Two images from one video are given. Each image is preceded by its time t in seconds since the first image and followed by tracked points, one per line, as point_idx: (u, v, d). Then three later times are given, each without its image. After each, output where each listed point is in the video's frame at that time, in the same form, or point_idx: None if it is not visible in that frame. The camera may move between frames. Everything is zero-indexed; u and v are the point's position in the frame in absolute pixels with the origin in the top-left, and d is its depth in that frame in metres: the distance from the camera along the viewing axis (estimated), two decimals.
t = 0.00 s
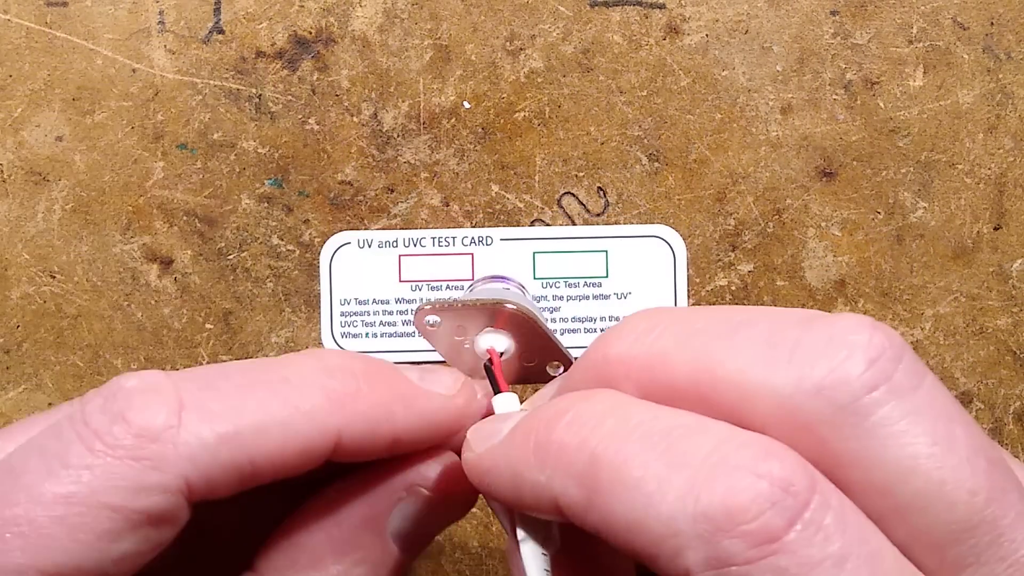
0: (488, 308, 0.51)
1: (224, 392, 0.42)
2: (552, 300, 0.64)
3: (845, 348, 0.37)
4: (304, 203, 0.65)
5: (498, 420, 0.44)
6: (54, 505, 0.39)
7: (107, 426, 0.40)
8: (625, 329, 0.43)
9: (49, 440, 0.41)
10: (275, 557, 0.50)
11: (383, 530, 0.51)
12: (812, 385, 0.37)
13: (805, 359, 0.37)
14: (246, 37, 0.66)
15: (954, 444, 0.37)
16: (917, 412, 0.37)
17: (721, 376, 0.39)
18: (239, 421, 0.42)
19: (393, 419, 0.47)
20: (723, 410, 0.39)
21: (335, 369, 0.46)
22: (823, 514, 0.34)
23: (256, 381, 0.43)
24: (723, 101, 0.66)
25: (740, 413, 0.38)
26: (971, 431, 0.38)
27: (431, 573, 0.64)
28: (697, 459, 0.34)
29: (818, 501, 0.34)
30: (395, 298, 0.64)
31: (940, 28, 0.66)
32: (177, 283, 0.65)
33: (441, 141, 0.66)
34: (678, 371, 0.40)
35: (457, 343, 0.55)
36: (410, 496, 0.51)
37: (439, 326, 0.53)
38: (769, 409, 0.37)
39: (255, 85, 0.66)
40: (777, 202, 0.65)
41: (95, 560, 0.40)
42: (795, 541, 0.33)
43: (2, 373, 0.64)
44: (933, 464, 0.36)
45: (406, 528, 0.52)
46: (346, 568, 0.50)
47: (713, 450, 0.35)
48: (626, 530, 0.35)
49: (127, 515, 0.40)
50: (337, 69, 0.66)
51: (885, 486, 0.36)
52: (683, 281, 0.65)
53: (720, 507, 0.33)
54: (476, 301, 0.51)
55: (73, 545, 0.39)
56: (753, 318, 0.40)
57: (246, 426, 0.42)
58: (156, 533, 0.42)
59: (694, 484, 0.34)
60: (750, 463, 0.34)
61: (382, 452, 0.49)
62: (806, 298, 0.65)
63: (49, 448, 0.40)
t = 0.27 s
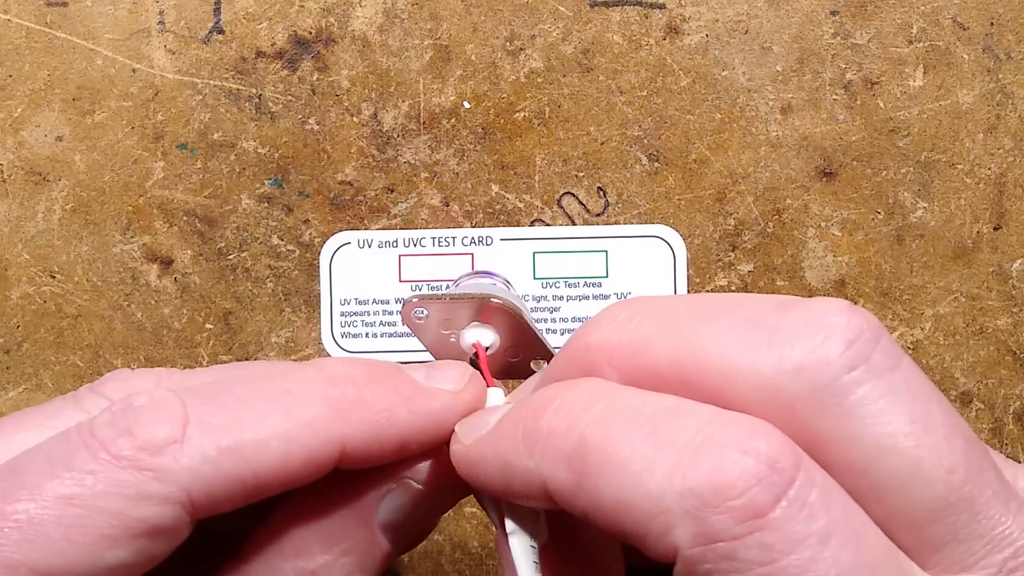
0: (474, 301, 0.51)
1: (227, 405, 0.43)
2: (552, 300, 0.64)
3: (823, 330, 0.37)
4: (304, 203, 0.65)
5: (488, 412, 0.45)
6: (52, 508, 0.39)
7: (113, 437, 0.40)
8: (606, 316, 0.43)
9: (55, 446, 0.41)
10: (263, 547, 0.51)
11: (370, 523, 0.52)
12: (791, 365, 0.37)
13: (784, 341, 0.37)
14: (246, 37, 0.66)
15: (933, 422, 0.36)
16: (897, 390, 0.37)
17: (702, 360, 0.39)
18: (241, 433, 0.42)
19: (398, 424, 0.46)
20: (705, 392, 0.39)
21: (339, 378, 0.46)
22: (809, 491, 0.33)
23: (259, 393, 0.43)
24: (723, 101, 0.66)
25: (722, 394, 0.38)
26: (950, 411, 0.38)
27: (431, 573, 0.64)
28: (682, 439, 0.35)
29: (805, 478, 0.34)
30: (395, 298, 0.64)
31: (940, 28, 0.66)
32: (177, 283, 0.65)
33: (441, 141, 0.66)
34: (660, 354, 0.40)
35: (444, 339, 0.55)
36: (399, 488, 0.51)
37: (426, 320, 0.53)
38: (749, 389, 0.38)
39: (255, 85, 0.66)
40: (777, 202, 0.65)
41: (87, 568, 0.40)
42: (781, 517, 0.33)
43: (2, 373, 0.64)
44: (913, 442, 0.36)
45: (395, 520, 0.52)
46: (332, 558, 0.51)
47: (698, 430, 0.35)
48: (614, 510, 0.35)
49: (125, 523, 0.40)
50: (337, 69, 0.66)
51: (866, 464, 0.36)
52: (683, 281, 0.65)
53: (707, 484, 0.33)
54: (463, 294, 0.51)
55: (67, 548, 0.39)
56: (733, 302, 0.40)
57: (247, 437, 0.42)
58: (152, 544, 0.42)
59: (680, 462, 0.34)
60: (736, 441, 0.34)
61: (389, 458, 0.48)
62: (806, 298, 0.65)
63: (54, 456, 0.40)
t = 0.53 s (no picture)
0: (448, 294, 0.52)
1: (217, 403, 0.43)
2: (551, 300, 0.64)
3: (814, 325, 0.37)
4: (304, 203, 0.65)
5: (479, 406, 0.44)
6: (41, 502, 0.39)
7: (102, 433, 0.40)
8: (597, 312, 0.43)
9: (44, 442, 0.41)
10: (256, 539, 0.50)
11: (365, 517, 0.52)
12: (782, 360, 0.37)
13: (775, 336, 0.37)
14: (246, 37, 0.66)
15: (924, 415, 0.37)
16: (888, 384, 0.37)
17: (692, 355, 0.39)
18: (230, 431, 0.42)
19: (387, 420, 0.47)
20: (697, 387, 0.39)
21: (328, 375, 0.46)
22: (801, 485, 0.33)
23: (249, 392, 0.44)
24: (723, 101, 0.66)
25: (714, 389, 0.38)
26: (940, 403, 0.38)
27: (431, 573, 0.64)
28: (673, 436, 0.35)
29: (796, 473, 0.34)
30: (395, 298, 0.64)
31: (940, 28, 0.66)
32: (177, 283, 0.65)
33: (441, 141, 0.66)
34: (652, 350, 0.40)
35: (422, 334, 0.55)
36: (394, 483, 0.52)
37: (403, 317, 0.53)
38: (741, 384, 0.37)
39: (255, 85, 0.66)
40: (777, 202, 0.65)
41: (75, 563, 0.40)
42: (773, 513, 0.33)
43: (2, 373, 0.64)
44: (905, 435, 0.36)
45: (388, 515, 0.53)
46: (326, 553, 0.51)
47: (689, 426, 0.35)
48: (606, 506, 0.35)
49: (114, 519, 0.40)
50: (338, 69, 0.66)
51: (858, 458, 0.36)
52: (683, 281, 0.65)
53: (697, 480, 0.33)
54: (437, 289, 0.52)
55: (56, 543, 0.39)
56: (724, 299, 0.40)
57: (237, 435, 0.42)
58: (140, 541, 0.42)
59: (672, 459, 0.34)
60: (727, 437, 0.34)
61: (379, 454, 0.48)
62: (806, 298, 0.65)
63: (43, 452, 0.40)
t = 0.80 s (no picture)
0: (443, 305, 0.52)
1: (216, 407, 0.43)
2: (551, 301, 0.64)
3: (804, 334, 0.38)
4: (304, 203, 0.65)
5: (470, 417, 0.45)
6: (40, 504, 0.39)
7: (102, 436, 0.40)
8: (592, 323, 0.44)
9: (44, 445, 0.41)
10: (257, 543, 0.51)
11: (366, 523, 0.52)
12: (772, 369, 0.37)
13: (766, 346, 0.38)
14: (246, 37, 0.66)
15: (915, 420, 0.37)
16: (878, 391, 0.37)
17: (684, 364, 0.39)
18: (229, 436, 0.42)
19: (386, 427, 0.46)
20: (689, 396, 0.39)
21: (326, 381, 0.46)
22: (791, 494, 0.33)
23: (248, 396, 0.43)
24: (723, 101, 0.66)
25: (706, 398, 0.38)
26: (932, 409, 0.38)
27: (431, 573, 0.64)
28: (664, 447, 0.35)
29: (786, 481, 0.34)
30: (395, 298, 0.64)
31: (940, 28, 0.66)
32: (177, 283, 0.65)
33: (441, 141, 0.66)
34: (646, 360, 0.40)
35: (417, 346, 0.55)
36: (395, 488, 0.52)
37: (398, 329, 0.54)
38: (732, 393, 0.38)
39: (255, 85, 0.66)
40: (777, 202, 0.65)
41: (73, 565, 0.40)
42: (763, 522, 0.33)
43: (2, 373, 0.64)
44: (895, 441, 0.36)
45: (389, 520, 0.53)
46: (327, 557, 0.51)
47: (680, 437, 0.35)
48: (599, 518, 0.35)
49: (112, 521, 0.40)
50: (338, 69, 0.66)
51: (849, 466, 0.36)
52: (683, 281, 0.65)
53: (686, 491, 0.33)
54: (432, 300, 0.52)
55: (54, 545, 0.39)
56: (716, 308, 0.41)
57: (235, 439, 0.42)
58: (137, 544, 0.42)
59: (662, 470, 0.34)
60: (717, 447, 0.34)
61: (377, 462, 0.48)
62: (806, 298, 0.65)
63: (43, 455, 0.40)
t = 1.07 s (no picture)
0: (438, 313, 0.52)
1: (214, 415, 0.43)
2: (551, 301, 0.64)
3: (790, 348, 0.38)
4: (304, 203, 0.65)
5: (460, 433, 0.46)
6: (38, 511, 0.39)
7: (101, 443, 0.41)
8: (586, 337, 0.45)
9: (42, 452, 0.41)
10: (254, 550, 0.51)
11: (362, 531, 0.53)
12: (758, 383, 0.38)
13: (752, 361, 0.39)
14: (246, 37, 0.66)
15: (900, 432, 0.37)
16: (863, 404, 0.37)
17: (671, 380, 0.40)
18: (227, 443, 0.43)
19: (381, 438, 0.47)
20: (678, 410, 0.40)
21: (323, 392, 0.46)
22: (767, 513, 0.34)
23: (246, 405, 0.44)
24: (723, 101, 0.66)
25: (695, 412, 0.40)
26: (920, 420, 0.38)
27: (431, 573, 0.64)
28: (641, 471, 0.36)
29: (762, 500, 0.34)
30: (395, 298, 0.64)
31: (940, 28, 0.66)
32: (177, 283, 0.65)
33: (441, 141, 0.66)
34: (636, 374, 0.42)
35: (413, 353, 0.56)
36: (392, 497, 0.53)
37: (394, 336, 0.54)
38: (720, 407, 0.39)
39: (255, 85, 0.66)
40: (777, 202, 0.65)
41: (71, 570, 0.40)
42: (739, 542, 0.34)
43: (2, 373, 0.64)
44: (880, 453, 0.37)
45: (385, 529, 0.54)
46: (323, 566, 0.52)
47: (657, 459, 0.36)
48: (585, 540, 0.36)
49: (110, 527, 0.40)
50: (338, 69, 0.66)
51: (834, 479, 0.37)
52: (683, 281, 0.65)
53: (663, 516, 0.34)
54: (426, 309, 0.52)
55: (52, 551, 0.39)
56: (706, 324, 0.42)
57: (233, 447, 0.43)
58: (135, 549, 0.42)
59: (639, 493, 0.35)
60: (692, 470, 0.35)
61: (372, 474, 0.48)
62: (806, 298, 0.65)
63: (41, 461, 0.40)
